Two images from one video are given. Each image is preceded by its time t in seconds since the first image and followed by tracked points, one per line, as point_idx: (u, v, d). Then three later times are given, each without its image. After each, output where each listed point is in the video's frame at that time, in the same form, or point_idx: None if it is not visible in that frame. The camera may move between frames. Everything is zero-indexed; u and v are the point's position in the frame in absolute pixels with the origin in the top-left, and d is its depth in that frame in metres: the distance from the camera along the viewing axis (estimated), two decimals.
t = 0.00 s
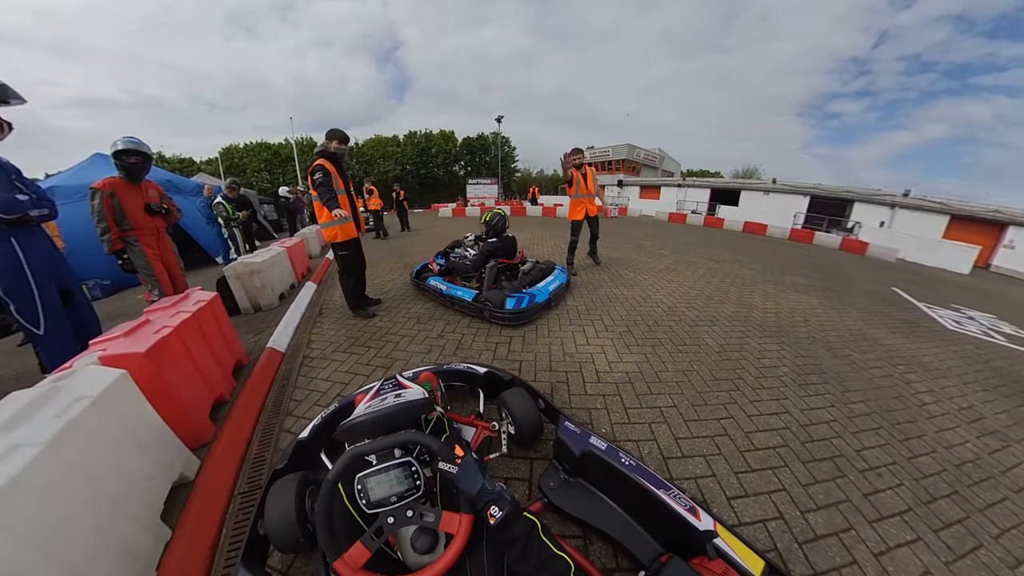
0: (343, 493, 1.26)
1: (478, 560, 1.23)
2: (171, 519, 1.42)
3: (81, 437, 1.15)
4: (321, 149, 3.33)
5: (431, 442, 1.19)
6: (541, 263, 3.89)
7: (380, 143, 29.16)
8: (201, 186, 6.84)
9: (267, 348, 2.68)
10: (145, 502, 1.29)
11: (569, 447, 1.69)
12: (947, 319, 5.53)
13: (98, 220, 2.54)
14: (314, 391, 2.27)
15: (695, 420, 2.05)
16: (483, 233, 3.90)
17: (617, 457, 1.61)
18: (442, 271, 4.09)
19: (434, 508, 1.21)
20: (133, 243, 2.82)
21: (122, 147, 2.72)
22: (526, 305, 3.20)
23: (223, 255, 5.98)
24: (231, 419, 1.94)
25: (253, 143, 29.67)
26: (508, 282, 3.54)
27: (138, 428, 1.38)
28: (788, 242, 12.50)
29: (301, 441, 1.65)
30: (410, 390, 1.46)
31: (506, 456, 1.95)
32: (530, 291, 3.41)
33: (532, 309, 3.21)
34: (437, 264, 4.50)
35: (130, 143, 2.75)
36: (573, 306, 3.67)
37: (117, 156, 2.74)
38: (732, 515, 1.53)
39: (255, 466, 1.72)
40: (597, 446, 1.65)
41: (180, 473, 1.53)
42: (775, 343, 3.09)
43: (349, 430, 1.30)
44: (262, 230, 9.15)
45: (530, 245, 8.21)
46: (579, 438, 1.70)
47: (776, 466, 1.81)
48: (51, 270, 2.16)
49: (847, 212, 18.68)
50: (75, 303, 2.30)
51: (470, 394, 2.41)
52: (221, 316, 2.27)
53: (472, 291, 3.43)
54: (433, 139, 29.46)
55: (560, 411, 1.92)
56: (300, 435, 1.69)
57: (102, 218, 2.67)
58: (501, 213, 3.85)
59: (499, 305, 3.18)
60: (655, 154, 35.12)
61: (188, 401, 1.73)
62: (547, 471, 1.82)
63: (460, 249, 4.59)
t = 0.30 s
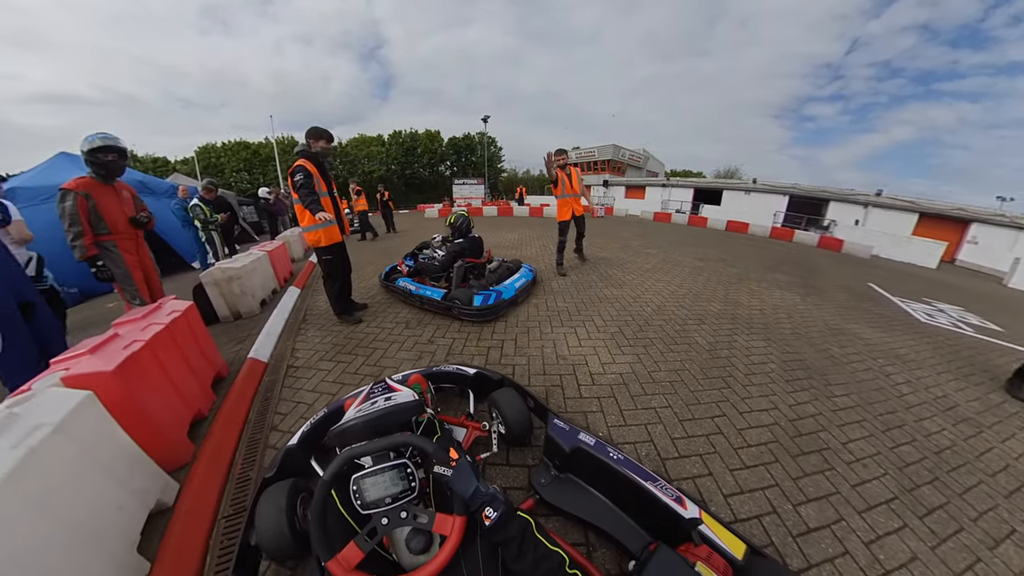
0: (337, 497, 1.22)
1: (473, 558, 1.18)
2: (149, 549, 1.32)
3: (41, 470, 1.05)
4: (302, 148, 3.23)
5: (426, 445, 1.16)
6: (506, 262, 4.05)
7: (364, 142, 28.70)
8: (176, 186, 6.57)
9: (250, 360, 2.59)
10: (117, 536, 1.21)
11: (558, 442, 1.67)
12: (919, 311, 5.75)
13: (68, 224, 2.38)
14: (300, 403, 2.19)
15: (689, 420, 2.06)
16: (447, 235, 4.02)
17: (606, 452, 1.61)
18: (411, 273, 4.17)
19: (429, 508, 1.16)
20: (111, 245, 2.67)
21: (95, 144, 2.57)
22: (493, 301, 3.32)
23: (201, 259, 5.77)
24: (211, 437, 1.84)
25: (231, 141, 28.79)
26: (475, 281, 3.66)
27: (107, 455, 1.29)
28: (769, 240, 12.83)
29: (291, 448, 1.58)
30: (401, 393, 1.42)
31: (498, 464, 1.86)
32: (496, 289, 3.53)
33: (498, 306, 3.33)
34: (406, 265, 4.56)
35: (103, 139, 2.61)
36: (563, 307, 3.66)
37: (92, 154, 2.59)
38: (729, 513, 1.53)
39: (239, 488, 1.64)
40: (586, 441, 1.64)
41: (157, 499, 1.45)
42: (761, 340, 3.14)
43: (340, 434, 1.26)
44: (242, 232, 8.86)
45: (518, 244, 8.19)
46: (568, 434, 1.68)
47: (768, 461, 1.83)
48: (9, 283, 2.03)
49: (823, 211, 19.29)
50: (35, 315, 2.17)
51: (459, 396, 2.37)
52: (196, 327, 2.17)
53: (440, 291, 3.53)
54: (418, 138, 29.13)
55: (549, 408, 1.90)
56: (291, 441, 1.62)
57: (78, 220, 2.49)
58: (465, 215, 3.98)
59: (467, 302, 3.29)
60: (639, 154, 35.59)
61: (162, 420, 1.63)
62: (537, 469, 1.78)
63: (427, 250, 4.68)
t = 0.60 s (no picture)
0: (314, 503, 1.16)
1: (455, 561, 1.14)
2: None
3: None
4: (278, 147, 3.12)
5: (404, 446, 1.11)
6: (472, 261, 4.13)
7: (345, 141, 28.13)
8: (143, 186, 6.28)
9: (225, 370, 2.49)
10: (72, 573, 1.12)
11: (543, 441, 1.65)
12: (893, 302, 5.98)
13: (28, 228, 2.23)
14: (280, 415, 2.11)
15: (680, 418, 2.07)
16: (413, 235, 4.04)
17: (590, 448, 1.59)
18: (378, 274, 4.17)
19: (409, 512, 1.11)
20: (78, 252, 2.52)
21: (42, 139, 2.35)
22: (457, 298, 3.39)
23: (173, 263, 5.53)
24: (184, 457, 1.75)
25: (206, 141, 27.85)
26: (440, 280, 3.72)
27: (64, 483, 1.20)
28: (749, 237, 13.14)
29: (271, 456, 1.52)
30: (380, 395, 1.37)
31: (489, 471, 1.79)
32: (461, 286, 3.60)
33: (463, 303, 3.41)
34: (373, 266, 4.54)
35: (47, 132, 2.39)
36: (550, 308, 3.64)
37: (39, 150, 2.38)
38: (725, 510, 1.55)
39: (214, 511, 1.55)
40: (570, 439, 1.63)
41: (123, 528, 1.36)
42: (745, 335, 3.20)
43: (317, 438, 1.19)
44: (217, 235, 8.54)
45: (503, 243, 8.15)
46: (551, 432, 1.66)
47: (761, 457, 1.85)
48: None
49: (800, 207, 19.89)
50: None
51: (443, 396, 2.32)
52: (165, 337, 2.06)
53: (406, 290, 3.57)
54: (401, 137, 28.73)
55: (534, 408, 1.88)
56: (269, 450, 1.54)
57: (45, 227, 2.37)
58: (430, 215, 4.02)
59: (432, 301, 3.35)
60: (622, 153, 36.03)
61: (126, 440, 1.53)
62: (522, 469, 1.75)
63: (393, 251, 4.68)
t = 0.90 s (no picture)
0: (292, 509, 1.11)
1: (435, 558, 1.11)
2: None
3: None
4: (259, 144, 3.01)
5: (379, 447, 1.08)
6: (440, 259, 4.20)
7: (328, 139, 27.57)
8: (113, 187, 6.01)
9: (202, 379, 2.39)
10: None
11: (526, 440, 1.62)
12: (869, 294, 6.17)
13: None
14: (261, 425, 2.04)
15: (669, 414, 2.08)
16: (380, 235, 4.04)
17: (573, 444, 1.58)
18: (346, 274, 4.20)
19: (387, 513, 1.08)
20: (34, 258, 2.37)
21: None
22: (423, 296, 3.45)
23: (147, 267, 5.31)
24: (158, 472, 1.67)
25: (182, 140, 26.94)
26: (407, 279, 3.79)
27: (24, 509, 1.12)
28: (731, 233, 13.41)
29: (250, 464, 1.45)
30: (361, 397, 1.32)
31: (478, 476, 1.71)
32: (428, 284, 3.67)
33: (430, 300, 3.49)
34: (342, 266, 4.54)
35: None
36: (538, 307, 3.63)
37: None
38: (716, 505, 1.56)
39: (193, 527, 1.49)
40: (553, 436, 1.61)
41: (94, 552, 1.28)
42: (731, 330, 3.24)
43: (295, 442, 1.13)
44: (194, 238, 8.25)
45: (490, 242, 8.10)
46: (535, 430, 1.64)
47: (749, 451, 1.87)
48: None
49: (779, 204, 20.40)
50: None
51: (428, 398, 2.27)
52: (136, 347, 1.96)
53: (372, 290, 3.62)
54: (386, 136, 28.33)
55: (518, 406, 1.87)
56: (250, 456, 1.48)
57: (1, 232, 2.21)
58: (396, 214, 4.01)
59: (398, 300, 3.43)
60: (607, 152, 36.34)
61: (94, 458, 1.45)
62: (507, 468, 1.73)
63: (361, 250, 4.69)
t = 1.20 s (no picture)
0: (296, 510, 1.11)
1: (442, 556, 1.11)
2: None
3: None
4: (255, 142, 2.97)
5: (387, 449, 1.07)
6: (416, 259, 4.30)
7: (318, 138, 27.21)
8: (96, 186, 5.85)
9: (194, 386, 2.35)
10: None
11: (524, 435, 1.63)
12: (855, 291, 6.31)
13: None
14: (257, 432, 2.02)
15: (667, 412, 2.10)
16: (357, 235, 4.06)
17: (570, 439, 1.60)
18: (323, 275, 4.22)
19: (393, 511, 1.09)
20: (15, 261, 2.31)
21: None
22: (399, 294, 3.54)
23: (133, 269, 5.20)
24: (152, 481, 1.64)
25: (167, 138, 26.37)
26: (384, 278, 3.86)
27: (11, 531, 1.09)
28: (721, 232, 13.59)
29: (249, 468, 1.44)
30: (361, 399, 1.32)
31: (482, 478, 1.70)
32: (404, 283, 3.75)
33: (406, 299, 3.59)
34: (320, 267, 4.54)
35: None
36: (534, 307, 3.65)
37: None
38: (713, 499, 1.59)
39: (190, 538, 1.47)
40: (550, 431, 1.63)
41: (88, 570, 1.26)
42: (724, 327, 3.30)
43: (297, 444, 1.13)
44: (181, 239, 8.09)
45: (484, 242, 8.10)
46: (533, 426, 1.65)
47: (745, 445, 1.90)
48: None
49: (768, 204, 20.73)
50: None
51: (425, 398, 2.27)
52: (124, 355, 1.92)
53: (349, 289, 3.67)
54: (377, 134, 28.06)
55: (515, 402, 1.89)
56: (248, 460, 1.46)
57: None
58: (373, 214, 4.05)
59: (374, 298, 3.50)
60: (599, 151, 36.54)
61: (82, 472, 1.42)
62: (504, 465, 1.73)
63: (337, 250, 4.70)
